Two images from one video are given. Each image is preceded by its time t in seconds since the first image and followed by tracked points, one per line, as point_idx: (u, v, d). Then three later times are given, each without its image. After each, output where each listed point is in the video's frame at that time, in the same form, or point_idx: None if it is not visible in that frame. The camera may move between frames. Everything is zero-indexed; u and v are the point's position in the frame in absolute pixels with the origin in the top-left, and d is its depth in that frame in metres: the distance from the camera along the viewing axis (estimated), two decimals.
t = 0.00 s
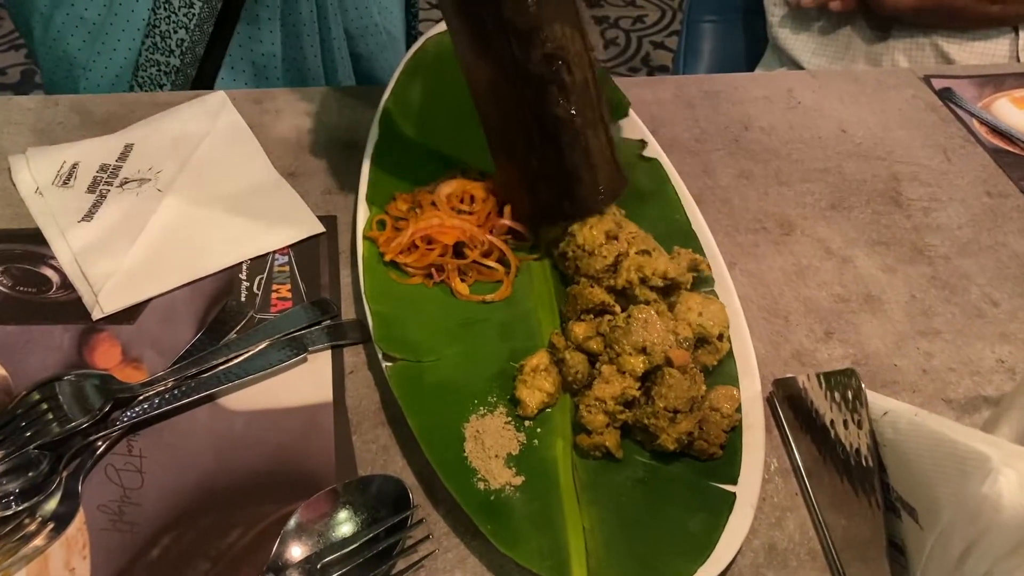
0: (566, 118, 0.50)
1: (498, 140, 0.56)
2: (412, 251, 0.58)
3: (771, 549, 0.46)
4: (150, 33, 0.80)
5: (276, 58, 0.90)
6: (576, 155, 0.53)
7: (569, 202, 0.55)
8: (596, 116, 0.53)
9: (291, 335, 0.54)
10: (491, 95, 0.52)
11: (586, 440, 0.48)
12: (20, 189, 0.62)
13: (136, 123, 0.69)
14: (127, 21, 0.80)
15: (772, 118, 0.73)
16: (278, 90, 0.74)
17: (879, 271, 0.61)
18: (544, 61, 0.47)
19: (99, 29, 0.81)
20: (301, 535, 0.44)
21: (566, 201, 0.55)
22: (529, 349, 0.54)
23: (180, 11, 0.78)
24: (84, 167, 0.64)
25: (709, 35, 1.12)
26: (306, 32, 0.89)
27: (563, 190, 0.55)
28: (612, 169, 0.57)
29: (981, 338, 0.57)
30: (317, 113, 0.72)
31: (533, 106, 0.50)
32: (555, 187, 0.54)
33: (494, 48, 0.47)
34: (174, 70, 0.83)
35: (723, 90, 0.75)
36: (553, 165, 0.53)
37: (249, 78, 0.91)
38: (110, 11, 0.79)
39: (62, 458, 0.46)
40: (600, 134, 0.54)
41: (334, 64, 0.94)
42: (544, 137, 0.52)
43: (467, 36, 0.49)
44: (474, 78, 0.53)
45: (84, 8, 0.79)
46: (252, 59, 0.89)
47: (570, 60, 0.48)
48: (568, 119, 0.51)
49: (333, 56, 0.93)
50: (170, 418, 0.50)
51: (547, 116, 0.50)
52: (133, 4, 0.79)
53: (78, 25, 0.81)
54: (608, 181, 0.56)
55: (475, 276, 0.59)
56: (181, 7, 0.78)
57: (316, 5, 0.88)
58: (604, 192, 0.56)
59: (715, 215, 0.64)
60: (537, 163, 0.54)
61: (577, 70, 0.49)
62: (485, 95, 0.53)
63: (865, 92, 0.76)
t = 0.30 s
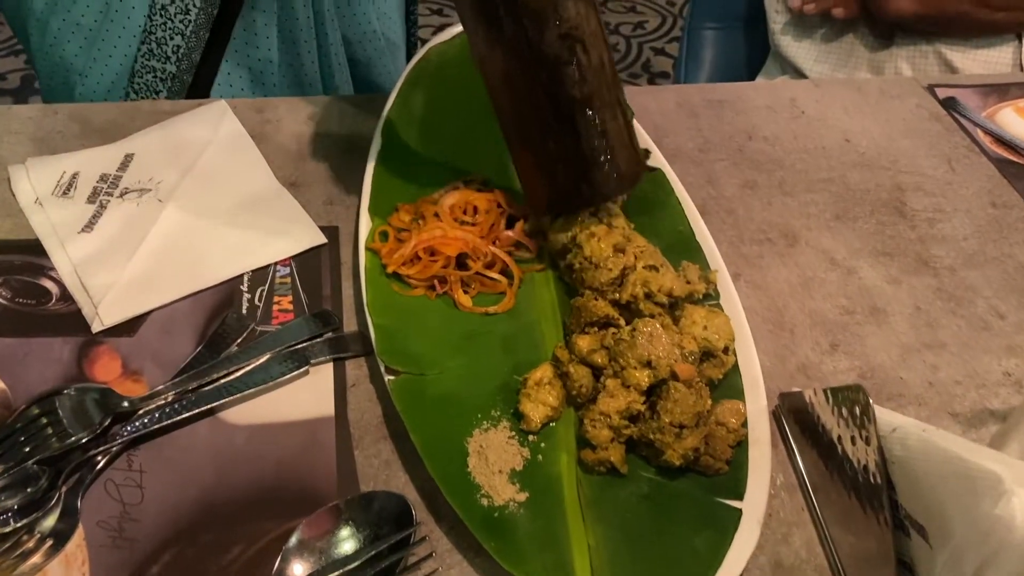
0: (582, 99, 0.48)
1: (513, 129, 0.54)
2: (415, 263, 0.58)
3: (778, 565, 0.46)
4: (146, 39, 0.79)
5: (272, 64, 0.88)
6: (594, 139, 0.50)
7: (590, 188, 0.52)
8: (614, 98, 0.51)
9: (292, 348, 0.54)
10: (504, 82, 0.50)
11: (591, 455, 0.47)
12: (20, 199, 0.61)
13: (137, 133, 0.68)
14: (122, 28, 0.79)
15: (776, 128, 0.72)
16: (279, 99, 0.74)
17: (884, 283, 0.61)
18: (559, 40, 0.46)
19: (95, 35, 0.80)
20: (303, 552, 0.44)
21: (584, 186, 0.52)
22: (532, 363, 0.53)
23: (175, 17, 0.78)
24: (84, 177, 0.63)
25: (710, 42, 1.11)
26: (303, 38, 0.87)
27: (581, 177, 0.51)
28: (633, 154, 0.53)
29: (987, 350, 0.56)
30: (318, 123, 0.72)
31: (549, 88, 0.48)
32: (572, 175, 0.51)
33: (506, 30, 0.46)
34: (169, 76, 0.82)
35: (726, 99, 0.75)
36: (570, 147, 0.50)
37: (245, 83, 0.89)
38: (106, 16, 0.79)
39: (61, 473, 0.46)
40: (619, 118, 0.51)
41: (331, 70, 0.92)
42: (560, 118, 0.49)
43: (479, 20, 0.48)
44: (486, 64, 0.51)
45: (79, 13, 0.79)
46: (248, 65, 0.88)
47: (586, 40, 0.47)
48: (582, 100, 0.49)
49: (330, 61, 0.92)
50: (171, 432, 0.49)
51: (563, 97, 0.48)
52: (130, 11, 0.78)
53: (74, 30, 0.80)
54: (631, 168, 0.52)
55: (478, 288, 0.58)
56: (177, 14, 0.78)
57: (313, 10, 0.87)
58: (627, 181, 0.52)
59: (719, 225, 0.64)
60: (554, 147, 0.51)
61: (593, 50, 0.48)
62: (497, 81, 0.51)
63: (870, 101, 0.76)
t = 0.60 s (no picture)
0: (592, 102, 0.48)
1: (527, 131, 0.53)
2: (414, 276, 0.58)
3: None
4: (138, 42, 0.79)
5: (266, 69, 0.88)
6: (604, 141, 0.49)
7: (600, 190, 0.51)
8: (621, 101, 0.49)
9: (291, 362, 0.53)
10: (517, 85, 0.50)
11: (592, 472, 0.47)
12: (19, 211, 0.61)
13: (137, 144, 0.68)
14: (115, 31, 0.79)
15: (777, 140, 0.72)
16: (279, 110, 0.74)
17: (886, 296, 0.60)
18: (570, 46, 0.46)
19: (87, 38, 0.80)
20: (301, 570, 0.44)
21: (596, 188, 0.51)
22: (533, 378, 0.53)
23: (168, 20, 0.78)
24: (83, 189, 0.63)
25: (710, 51, 1.11)
26: (297, 45, 0.87)
27: (591, 180, 0.51)
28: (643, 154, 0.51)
29: (989, 365, 0.56)
30: (318, 134, 0.72)
31: (560, 89, 0.48)
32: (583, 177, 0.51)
33: (517, 31, 0.46)
34: (162, 79, 0.81)
35: (727, 111, 0.75)
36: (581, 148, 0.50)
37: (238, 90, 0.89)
38: (99, 20, 0.79)
39: (59, 489, 0.45)
40: (628, 124, 0.50)
41: (325, 77, 0.91)
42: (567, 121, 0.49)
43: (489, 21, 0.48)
44: (499, 67, 0.51)
45: (72, 15, 0.78)
46: (241, 71, 0.88)
47: (596, 46, 0.47)
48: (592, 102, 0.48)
49: (324, 69, 0.91)
50: (169, 447, 0.49)
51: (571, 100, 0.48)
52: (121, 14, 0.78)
53: (67, 33, 0.80)
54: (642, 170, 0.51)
55: (478, 301, 0.58)
56: (170, 18, 0.78)
57: (307, 16, 0.86)
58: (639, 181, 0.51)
59: (720, 238, 0.64)
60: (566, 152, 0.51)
61: (602, 56, 0.47)
62: (510, 84, 0.51)
63: (871, 113, 0.76)
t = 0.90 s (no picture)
0: (591, 98, 0.50)
1: (526, 128, 0.56)
2: (418, 289, 0.58)
3: None
4: (128, 43, 0.78)
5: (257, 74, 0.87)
6: (602, 136, 0.52)
7: (599, 184, 0.55)
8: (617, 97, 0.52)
9: (295, 375, 0.53)
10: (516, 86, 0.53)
11: (597, 486, 0.47)
12: (22, 224, 0.61)
13: (141, 156, 0.68)
14: (106, 31, 0.78)
15: (780, 152, 0.72)
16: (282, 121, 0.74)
17: (890, 309, 0.60)
18: (568, 43, 0.48)
19: (79, 38, 0.79)
20: None
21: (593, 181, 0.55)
22: (537, 391, 0.53)
23: (158, 22, 0.77)
24: (87, 201, 0.63)
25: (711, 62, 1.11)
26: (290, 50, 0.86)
27: (590, 173, 0.54)
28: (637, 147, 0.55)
29: (994, 378, 0.56)
30: (321, 146, 0.72)
31: (559, 86, 0.50)
32: (581, 170, 0.54)
33: (517, 33, 0.49)
34: (151, 82, 0.80)
35: (730, 123, 0.75)
36: (578, 141, 0.53)
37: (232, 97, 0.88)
38: (90, 21, 0.78)
39: (62, 503, 0.45)
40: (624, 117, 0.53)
41: (318, 81, 0.91)
42: (566, 117, 0.52)
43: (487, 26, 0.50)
44: (496, 71, 0.54)
45: (65, 16, 0.78)
46: (233, 77, 0.86)
47: (593, 43, 0.49)
48: (591, 100, 0.51)
49: (316, 72, 0.91)
50: (172, 460, 0.49)
51: (571, 98, 0.51)
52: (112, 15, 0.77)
53: (59, 34, 0.79)
54: (637, 164, 0.55)
55: (482, 313, 0.58)
56: (160, 19, 0.77)
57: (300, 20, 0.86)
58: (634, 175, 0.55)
59: (724, 250, 0.64)
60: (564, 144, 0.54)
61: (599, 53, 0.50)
62: (507, 83, 0.53)
63: (874, 125, 0.76)
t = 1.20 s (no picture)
0: (613, 120, 0.41)
1: (542, 153, 0.47)
2: (423, 305, 0.58)
3: None
4: (135, 53, 0.79)
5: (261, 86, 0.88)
6: (622, 159, 0.42)
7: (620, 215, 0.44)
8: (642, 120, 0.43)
9: (298, 392, 0.53)
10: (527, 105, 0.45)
11: (601, 504, 0.46)
12: (27, 239, 0.61)
13: (146, 172, 0.68)
14: (114, 42, 0.78)
15: (783, 168, 0.73)
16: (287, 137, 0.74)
17: (893, 326, 0.60)
18: (586, 61, 0.41)
19: (87, 50, 0.78)
20: None
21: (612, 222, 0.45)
22: (540, 409, 0.53)
23: (165, 33, 0.78)
24: (92, 216, 0.64)
25: (714, 77, 1.12)
26: (292, 62, 0.86)
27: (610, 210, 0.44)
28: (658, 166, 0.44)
29: (999, 395, 0.56)
30: (327, 162, 0.72)
31: (576, 111, 0.42)
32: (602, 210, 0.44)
33: (529, 49, 0.42)
34: (158, 89, 0.81)
35: (733, 139, 0.75)
36: (601, 168, 0.43)
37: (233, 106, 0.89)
38: (98, 32, 0.77)
39: (67, 519, 0.45)
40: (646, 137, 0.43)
41: (319, 95, 0.91)
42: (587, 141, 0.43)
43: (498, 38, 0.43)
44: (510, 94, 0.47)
45: (71, 27, 0.77)
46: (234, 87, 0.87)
47: (614, 61, 0.41)
48: (610, 121, 0.42)
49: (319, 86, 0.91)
50: (176, 477, 0.49)
51: (588, 120, 0.42)
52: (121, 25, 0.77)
53: (65, 45, 0.78)
54: (664, 187, 0.43)
55: (486, 330, 0.58)
56: (167, 30, 0.78)
57: (302, 34, 0.86)
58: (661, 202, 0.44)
59: (727, 267, 0.64)
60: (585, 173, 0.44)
61: (618, 69, 0.41)
62: (521, 107, 0.46)
63: (876, 141, 0.76)
